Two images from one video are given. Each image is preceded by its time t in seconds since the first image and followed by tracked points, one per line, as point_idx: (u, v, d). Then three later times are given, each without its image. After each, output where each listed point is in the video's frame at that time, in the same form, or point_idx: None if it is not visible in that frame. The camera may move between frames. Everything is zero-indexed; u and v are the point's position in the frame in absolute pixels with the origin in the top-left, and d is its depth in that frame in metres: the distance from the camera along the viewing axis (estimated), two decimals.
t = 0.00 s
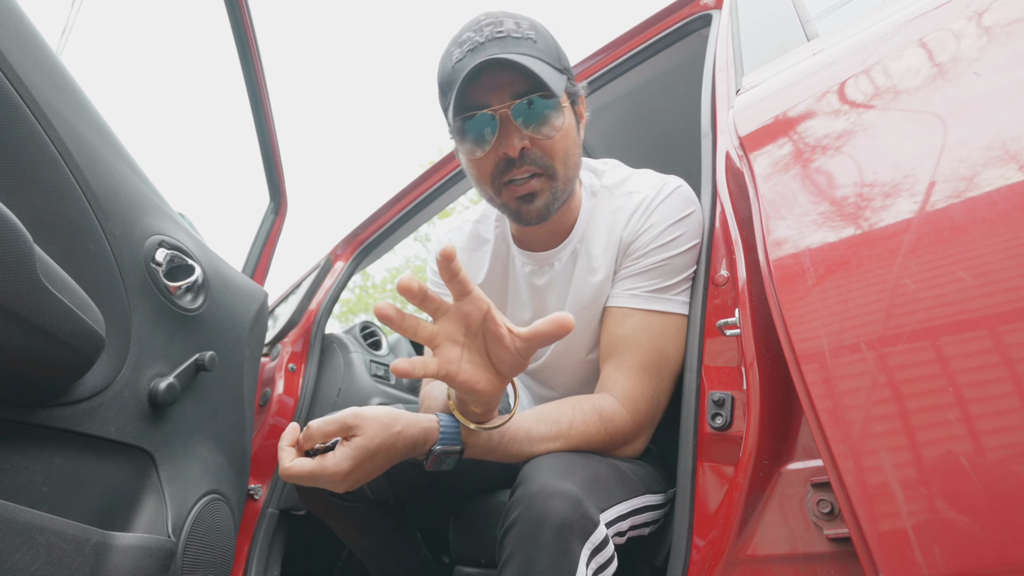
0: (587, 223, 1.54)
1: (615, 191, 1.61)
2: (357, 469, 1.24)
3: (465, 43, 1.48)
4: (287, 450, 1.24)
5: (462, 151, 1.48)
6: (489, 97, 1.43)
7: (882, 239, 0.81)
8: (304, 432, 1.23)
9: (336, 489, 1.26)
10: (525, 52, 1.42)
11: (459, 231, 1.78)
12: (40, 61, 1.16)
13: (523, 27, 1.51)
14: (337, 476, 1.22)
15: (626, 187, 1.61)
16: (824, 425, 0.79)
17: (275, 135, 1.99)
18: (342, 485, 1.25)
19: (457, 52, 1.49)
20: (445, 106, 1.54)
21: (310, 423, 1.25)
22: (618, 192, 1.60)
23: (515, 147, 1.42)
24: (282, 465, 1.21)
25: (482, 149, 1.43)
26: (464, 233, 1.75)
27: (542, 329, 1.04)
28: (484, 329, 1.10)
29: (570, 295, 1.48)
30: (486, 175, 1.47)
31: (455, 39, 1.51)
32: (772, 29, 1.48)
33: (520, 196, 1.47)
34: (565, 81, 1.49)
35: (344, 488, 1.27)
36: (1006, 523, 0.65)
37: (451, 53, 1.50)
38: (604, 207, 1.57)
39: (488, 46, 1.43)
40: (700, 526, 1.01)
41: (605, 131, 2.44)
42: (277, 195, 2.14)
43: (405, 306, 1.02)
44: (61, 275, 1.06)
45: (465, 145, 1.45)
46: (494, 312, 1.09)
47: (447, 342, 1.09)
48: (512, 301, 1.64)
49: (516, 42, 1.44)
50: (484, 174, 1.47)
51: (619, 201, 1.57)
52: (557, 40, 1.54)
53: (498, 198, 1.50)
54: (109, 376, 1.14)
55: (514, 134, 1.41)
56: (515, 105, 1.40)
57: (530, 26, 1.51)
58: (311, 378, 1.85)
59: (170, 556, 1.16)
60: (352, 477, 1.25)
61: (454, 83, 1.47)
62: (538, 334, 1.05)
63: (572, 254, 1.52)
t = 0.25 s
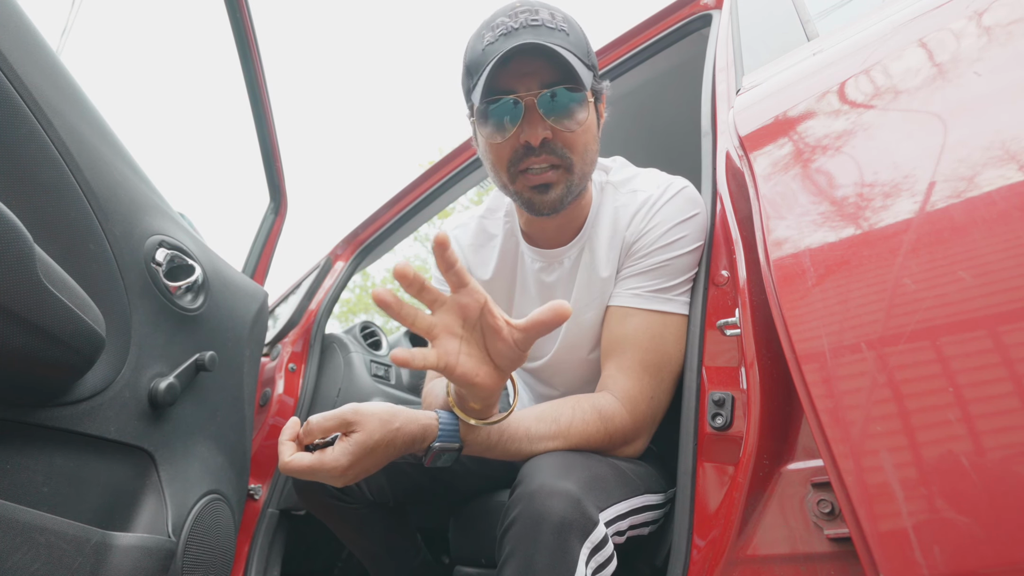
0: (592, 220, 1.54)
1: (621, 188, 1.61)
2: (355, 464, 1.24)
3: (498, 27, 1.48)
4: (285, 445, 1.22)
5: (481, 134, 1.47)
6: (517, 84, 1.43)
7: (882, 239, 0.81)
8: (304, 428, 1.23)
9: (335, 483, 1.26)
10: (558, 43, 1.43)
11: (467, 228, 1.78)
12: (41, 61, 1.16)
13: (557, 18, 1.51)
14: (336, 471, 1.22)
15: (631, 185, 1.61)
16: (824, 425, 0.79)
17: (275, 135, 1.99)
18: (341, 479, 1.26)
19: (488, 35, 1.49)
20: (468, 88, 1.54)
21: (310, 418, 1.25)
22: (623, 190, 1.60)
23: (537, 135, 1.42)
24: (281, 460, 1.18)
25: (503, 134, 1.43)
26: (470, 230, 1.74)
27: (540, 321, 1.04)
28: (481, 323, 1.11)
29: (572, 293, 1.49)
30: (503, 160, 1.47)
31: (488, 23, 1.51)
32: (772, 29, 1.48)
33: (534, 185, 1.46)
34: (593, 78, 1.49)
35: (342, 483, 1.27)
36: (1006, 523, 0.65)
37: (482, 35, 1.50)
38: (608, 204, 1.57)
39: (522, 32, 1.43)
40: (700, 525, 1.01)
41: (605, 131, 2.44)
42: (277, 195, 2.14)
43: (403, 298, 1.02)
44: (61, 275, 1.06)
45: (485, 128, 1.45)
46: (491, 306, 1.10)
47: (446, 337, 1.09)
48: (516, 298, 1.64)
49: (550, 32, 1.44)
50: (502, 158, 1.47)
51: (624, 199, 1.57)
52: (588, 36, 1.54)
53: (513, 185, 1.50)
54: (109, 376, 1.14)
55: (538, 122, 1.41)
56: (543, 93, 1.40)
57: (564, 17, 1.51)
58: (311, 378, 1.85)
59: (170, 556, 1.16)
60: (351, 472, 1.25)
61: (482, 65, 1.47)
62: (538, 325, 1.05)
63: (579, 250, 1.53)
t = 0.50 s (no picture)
0: (593, 222, 1.55)
1: (621, 189, 1.61)
2: (359, 461, 1.23)
3: (498, 39, 1.47)
4: (289, 438, 1.23)
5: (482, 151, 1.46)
6: (520, 102, 1.42)
7: (882, 239, 0.81)
8: (307, 422, 1.22)
9: (337, 481, 1.25)
10: (559, 58, 1.42)
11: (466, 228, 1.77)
12: (41, 61, 1.16)
13: (559, 27, 1.49)
14: (338, 468, 1.22)
15: (632, 185, 1.61)
16: (824, 425, 0.79)
17: (275, 135, 1.99)
18: (343, 477, 1.25)
19: (489, 47, 1.48)
20: (468, 99, 1.53)
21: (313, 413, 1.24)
22: (623, 190, 1.60)
23: (540, 154, 1.42)
24: (283, 454, 1.19)
25: (506, 152, 1.42)
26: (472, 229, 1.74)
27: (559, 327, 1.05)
28: (497, 324, 1.11)
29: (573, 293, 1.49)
30: (505, 176, 1.47)
31: (488, 33, 1.50)
32: (771, 29, 1.48)
33: (537, 202, 1.46)
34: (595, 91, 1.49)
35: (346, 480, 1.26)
36: (1006, 523, 0.65)
37: (483, 46, 1.49)
38: (609, 204, 1.57)
39: (522, 47, 1.42)
40: (700, 525, 1.01)
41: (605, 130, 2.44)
42: (277, 195, 2.14)
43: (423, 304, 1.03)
44: (61, 275, 1.06)
45: (486, 144, 1.44)
46: (507, 308, 1.10)
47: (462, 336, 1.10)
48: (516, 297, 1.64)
49: (552, 47, 1.43)
50: (504, 174, 1.46)
51: (625, 199, 1.57)
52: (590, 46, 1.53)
53: (515, 202, 1.49)
54: (109, 376, 1.14)
55: (540, 140, 1.41)
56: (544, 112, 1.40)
57: (565, 27, 1.49)
58: (311, 378, 1.85)
59: (170, 556, 1.16)
60: (354, 470, 1.24)
61: (483, 78, 1.47)
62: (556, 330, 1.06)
63: (579, 251, 1.53)
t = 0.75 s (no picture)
0: (592, 222, 1.54)
1: (621, 188, 1.61)
2: (359, 460, 1.23)
3: (496, 35, 1.47)
4: (290, 438, 1.22)
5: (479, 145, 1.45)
6: (518, 97, 1.42)
7: (882, 239, 0.81)
8: (308, 422, 1.21)
9: (338, 479, 1.25)
10: (557, 54, 1.42)
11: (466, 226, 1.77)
12: (41, 61, 1.16)
13: (557, 23, 1.49)
14: (340, 467, 1.21)
15: (632, 185, 1.61)
16: (824, 425, 0.79)
17: (275, 135, 1.99)
18: (344, 475, 1.25)
19: (487, 43, 1.48)
20: (468, 94, 1.54)
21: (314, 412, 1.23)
22: (623, 190, 1.60)
23: (536, 150, 1.41)
24: (284, 454, 1.18)
25: (501, 147, 1.41)
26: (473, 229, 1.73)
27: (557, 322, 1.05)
28: (497, 319, 1.11)
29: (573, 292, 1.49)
30: (501, 171, 1.46)
31: (487, 29, 1.50)
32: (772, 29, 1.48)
33: (532, 197, 1.46)
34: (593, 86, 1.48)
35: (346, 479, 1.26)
36: (1006, 523, 0.65)
37: (481, 42, 1.49)
38: (609, 203, 1.57)
39: (520, 43, 1.43)
40: (700, 526, 1.01)
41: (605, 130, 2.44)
42: (277, 194, 2.14)
43: (422, 294, 1.04)
44: (61, 275, 1.06)
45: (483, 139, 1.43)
46: (507, 302, 1.09)
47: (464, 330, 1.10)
48: (515, 297, 1.64)
49: (549, 43, 1.43)
50: (499, 170, 1.45)
51: (625, 199, 1.57)
52: (588, 40, 1.53)
53: (509, 196, 1.49)
54: (109, 376, 1.14)
55: (537, 136, 1.40)
56: (540, 108, 1.38)
57: (564, 24, 1.50)
58: (311, 378, 1.85)
59: (170, 556, 1.16)
60: (354, 468, 1.24)
61: (480, 73, 1.46)
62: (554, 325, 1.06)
63: (578, 250, 1.53)
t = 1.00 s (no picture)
0: (600, 218, 1.53)
1: (628, 186, 1.59)
2: (366, 432, 1.21)
3: (519, 22, 1.51)
4: (290, 408, 1.20)
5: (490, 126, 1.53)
6: (518, 82, 1.46)
7: (882, 239, 0.81)
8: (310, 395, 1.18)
9: (342, 453, 1.22)
10: (560, 47, 1.43)
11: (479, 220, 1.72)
12: (41, 60, 1.16)
13: (582, 18, 1.49)
14: (345, 440, 1.19)
15: (639, 183, 1.59)
16: (824, 425, 0.79)
17: (275, 135, 1.99)
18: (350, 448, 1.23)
19: (509, 29, 1.53)
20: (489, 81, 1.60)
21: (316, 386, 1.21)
22: (630, 187, 1.59)
23: (526, 138, 1.44)
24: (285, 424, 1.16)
25: (502, 131, 1.48)
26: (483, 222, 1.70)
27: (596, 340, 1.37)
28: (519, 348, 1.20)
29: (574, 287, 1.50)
30: (500, 157, 1.51)
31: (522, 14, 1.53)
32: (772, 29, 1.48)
33: (523, 185, 1.49)
34: (604, 84, 1.46)
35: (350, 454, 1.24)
36: (1006, 524, 0.65)
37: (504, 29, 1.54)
38: (617, 200, 1.55)
39: (529, 32, 1.47)
40: (700, 525, 1.01)
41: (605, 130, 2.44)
42: (278, 194, 2.13)
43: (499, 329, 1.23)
44: (61, 275, 1.06)
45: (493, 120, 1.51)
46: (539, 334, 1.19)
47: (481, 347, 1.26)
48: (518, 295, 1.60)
49: (559, 35, 1.45)
50: (499, 155, 1.51)
51: (632, 196, 1.55)
52: (609, 37, 1.51)
53: (507, 184, 1.53)
54: (110, 376, 1.14)
55: (532, 124, 1.44)
56: (541, 97, 1.43)
57: (584, 18, 1.48)
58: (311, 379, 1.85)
59: (170, 556, 1.16)
60: (361, 441, 1.23)
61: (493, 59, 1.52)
62: (556, 355, 1.17)
63: (583, 245, 1.52)
